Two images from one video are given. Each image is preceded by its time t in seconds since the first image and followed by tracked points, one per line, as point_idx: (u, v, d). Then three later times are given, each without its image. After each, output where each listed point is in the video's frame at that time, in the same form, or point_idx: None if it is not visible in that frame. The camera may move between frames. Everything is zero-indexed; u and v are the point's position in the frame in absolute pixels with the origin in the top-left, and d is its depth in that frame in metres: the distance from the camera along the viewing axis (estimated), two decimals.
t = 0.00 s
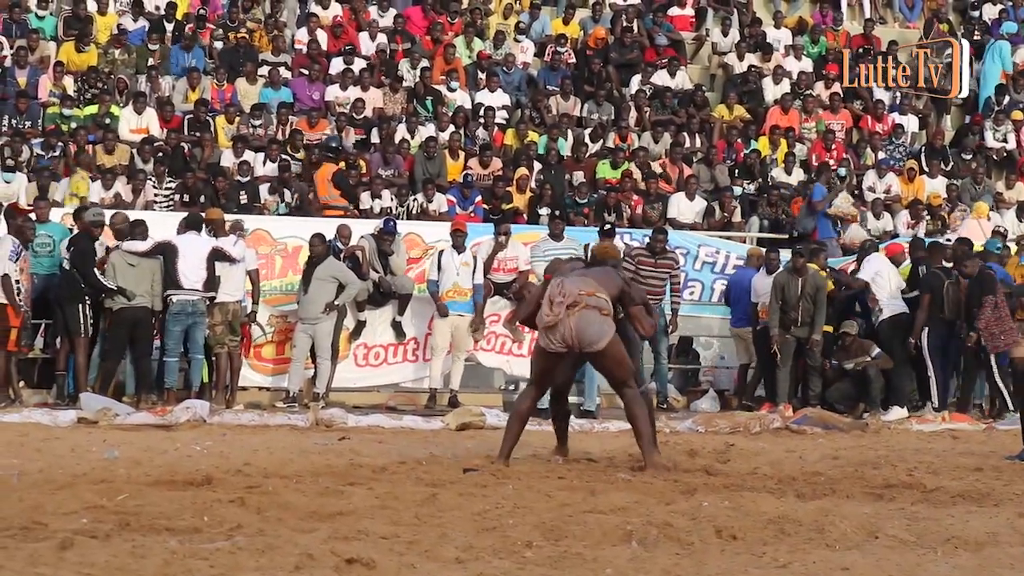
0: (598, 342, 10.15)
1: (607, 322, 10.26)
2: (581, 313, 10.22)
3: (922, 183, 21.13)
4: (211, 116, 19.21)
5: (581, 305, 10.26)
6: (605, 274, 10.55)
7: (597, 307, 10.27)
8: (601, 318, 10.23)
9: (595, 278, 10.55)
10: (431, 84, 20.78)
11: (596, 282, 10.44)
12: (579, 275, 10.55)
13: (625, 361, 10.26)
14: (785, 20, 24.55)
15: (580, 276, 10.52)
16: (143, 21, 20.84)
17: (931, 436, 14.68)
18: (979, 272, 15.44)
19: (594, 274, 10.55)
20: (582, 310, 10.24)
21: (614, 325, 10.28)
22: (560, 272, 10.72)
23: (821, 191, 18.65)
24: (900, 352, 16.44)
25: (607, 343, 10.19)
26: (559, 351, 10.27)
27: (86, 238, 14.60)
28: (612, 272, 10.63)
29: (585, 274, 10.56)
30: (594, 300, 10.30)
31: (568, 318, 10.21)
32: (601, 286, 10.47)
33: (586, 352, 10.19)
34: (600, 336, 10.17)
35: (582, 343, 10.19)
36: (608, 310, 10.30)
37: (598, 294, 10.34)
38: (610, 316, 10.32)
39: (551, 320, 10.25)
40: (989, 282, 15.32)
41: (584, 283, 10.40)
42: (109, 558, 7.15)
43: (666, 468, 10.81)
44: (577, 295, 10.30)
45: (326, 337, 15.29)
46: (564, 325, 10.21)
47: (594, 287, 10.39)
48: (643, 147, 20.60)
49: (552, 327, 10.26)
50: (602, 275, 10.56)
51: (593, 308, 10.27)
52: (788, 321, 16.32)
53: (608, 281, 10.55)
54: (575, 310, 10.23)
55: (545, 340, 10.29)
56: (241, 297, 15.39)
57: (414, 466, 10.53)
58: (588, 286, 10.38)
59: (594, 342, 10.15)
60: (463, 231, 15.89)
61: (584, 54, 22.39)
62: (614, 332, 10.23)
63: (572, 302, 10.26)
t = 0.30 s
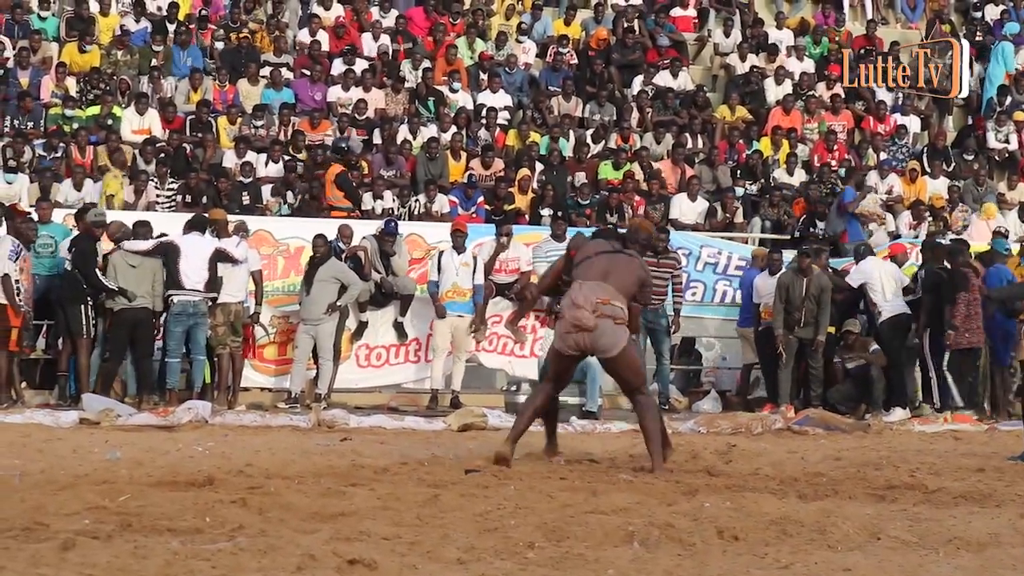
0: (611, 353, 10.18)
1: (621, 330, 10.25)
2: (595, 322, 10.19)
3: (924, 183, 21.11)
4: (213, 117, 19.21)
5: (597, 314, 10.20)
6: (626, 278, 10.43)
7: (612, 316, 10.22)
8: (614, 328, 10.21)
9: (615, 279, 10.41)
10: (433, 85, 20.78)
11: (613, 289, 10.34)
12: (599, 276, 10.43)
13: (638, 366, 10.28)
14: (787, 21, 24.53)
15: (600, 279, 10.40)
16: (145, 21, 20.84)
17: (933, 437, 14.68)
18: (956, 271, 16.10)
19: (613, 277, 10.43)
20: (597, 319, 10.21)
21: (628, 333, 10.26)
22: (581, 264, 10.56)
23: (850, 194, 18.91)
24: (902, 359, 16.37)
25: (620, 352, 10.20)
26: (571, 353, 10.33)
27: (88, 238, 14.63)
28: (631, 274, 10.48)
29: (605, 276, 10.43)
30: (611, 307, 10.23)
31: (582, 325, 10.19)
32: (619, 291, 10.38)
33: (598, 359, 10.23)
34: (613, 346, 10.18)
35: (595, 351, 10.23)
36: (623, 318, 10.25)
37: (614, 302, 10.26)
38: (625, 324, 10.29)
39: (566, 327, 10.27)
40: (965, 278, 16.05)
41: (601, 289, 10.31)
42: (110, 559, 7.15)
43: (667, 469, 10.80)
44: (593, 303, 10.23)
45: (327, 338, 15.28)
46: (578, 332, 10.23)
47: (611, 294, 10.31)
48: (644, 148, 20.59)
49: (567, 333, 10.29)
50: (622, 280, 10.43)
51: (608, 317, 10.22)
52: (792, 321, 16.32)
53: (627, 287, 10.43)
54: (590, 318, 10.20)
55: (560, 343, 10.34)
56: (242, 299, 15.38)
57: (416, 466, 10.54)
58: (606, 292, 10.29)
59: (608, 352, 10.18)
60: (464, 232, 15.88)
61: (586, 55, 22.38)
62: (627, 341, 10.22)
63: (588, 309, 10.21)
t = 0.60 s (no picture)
0: (584, 355, 10.07)
1: (595, 330, 10.11)
2: (566, 324, 10.13)
3: (923, 185, 20.97)
4: (213, 118, 19.19)
5: (568, 315, 10.13)
6: (604, 281, 10.33)
7: (584, 316, 10.12)
8: (587, 329, 10.09)
9: (591, 283, 10.34)
10: (433, 85, 20.79)
11: (588, 290, 10.26)
12: (577, 280, 10.40)
13: (616, 367, 10.12)
14: (786, 21, 24.51)
15: (577, 283, 10.36)
16: (144, 22, 20.84)
17: (932, 438, 14.68)
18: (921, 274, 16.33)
19: (590, 282, 10.36)
20: (568, 320, 10.14)
21: (604, 334, 10.12)
22: (564, 273, 10.58)
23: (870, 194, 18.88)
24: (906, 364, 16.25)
25: (594, 352, 10.06)
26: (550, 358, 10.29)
27: (87, 238, 14.61)
28: (611, 277, 10.39)
29: (584, 279, 10.37)
30: (583, 308, 10.14)
31: (554, 327, 10.17)
32: (594, 293, 10.29)
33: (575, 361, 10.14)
34: (587, 347, 10.07)
35: (570, 354, 10.14)
36: (596, 318, 10.12)
37: (586, 303, 10.16)
38: (600, 324, 10.15)
39: (541, 331, 10.25)
40: (932, 280, 16.19)
41: (575, 291, 10.25)
42: (110, 560, 7.15)
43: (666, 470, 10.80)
44: (564, 305, 10.17)
45: (327, 338, 15.27)
46: (552, 336, 10.20)
47: (584, 295, 10.23)
48: (644, 148, 20.58)
49: (544, 337, 10.26)
50: (600, 283, 10.34)
51: (581, 318, 10.12)
52: (790, 322, 16.32)
53: (606, 291, 10.33)
54: (561, 320, 10.15)
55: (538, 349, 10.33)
56: (242, 299, 15.37)
57: (415, 467, 10.54)
58: (578, 294, 10.22)
59: (582, 353, 10.07)
60: (462, 233, 15.88)
61: (586, 56, 22.37)
62: (601, 341, 10.08)
63: (559, 311, 10.17)
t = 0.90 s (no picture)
0: (587, 344, 10.01)
1: (596, 318, 10.05)
2: (568, 313, 10.11)
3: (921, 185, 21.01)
4: (211, 118, 19.18)
5: (568, 305, 10.12)
6: (602, 269, 10.22)
7: (585, 304, 10.09)
8: (587, 317, 10.04)
9: (592, 271, 10.27)
10: (432, 86, 20.80)
11: (588, 278, 10.21)
12: (578, 270, 10.36)
13: (617, 357, 10.05)
14: (784, 22, 24.52)
15: (577, 273, 10.32)
16: (142, 23, 20.82)
17: (930, 438, 14.69)
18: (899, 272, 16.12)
19: (591, 270, 10.29)
20: (569, 309, 10.13)
21: (605, 321, 10.07)
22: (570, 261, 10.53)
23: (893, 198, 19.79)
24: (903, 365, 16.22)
25: (595, 341, 10.00)
26: (555, 348, 10.27)
27: (86, 238, 14.64)
28: (611, 262, 10.25)
29: (584, 268, 10.32)
30: (584, 296, 10.13)
31: (556, 317, 10.16)
32: (595, 281, 10.24)
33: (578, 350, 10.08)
34: (588, 334, 10.01)
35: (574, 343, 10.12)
36: (597, 305, 10.07)
37: (587, 291, 10.14)
38: (602, 311, 10.11)
39: (545, 322, 10.26)
40: (905, 280, 15.99)
41: (576, 280, 10.23)
42: (108, 560, 7.14)
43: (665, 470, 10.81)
44: (566, 295, 10.17)
45: (326, 339, 15.27)
46: (555, 326, 10.19)
47: (585, 283, 10.20)
48: (642, 149, 20.56)
49: (548, 328, 10.27)
50: (600, 270, 10.25)
51: (581, 306, 10.09)
52: (787, 323, 16.36)
53: (605, 278, 10.22)
54: (562, 309, 10.15)
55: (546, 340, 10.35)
56: (240, 300, 15.38)
57: (414, 467, 10.54)
58: (579, 283, 10.21)
59: (583, 342, 10.01)
60: (460, 233, 15.96)
61: (584, 56, 22.36)
62: (602, 330, 10.01)
63: (560, 301, 10.17)
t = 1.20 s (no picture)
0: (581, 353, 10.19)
1: (584, 326, 10.16)
2: (561, 328, 10.32)
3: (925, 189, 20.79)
4: (211, 118, 19.18)
5: (559, 320, 10.33)
6: (593, 267, 10.31)
7: (570, 318, 10.24)
8: (575, 328, 10.19)
9: (585, 275, 10.38)
10: (431, 86, 20.81)
11: (579, 285, 10.34)
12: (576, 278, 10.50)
13: (612, 360, 10.10)
14: (784, 21, 24.50)
15: (574, 282, 10.46)
16: (142, 22, 20.80)
17: (930, 438, 14.69)
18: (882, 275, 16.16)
19: (584, 275, 10.39)
20: (562, 324, 10.33)
21: (593, 326, 10.13)
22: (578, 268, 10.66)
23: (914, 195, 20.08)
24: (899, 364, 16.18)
25: (587, 349, 10.15)
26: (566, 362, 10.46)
27: (86, 238, 14.64)
28: (597, 261, 10.30)
29: (578, 276, 10.45)
30: (568, 309, 10.27)
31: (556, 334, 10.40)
32: (584, 288, 10.33)
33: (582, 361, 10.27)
34: (581, 345, 10.18)
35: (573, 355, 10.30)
36: (582, 314, 10.18)
37: (573, 300, 10.26)
38: (589, 317, 10.17)
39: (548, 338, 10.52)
40: (885, 281, 16.03)
41: (566, 292, 10.39)
42: (108, 560, 7.14)
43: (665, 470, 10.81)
44: (556, 309, 10.37)
45: (325, 338, 15.27)
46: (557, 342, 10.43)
47: (570, 295, 10.32)
48: (641, 149, 20.56)
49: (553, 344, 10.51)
50: (590, 272, 10.33)
51: (569, 317, 10.25)
52: (787, 322, 16.37)
53: (597, 278, 10.29)
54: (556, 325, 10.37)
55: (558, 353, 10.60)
56: (240, 299, 15.38)
57: (414, 467, 10.55)
58: (566, 296, 10.35)
59: (580, 353, 10.20)
60: (459, 233, 15.96)
61: (583, 56, 22.37)
62: (592, 337, 10.12)
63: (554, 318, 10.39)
